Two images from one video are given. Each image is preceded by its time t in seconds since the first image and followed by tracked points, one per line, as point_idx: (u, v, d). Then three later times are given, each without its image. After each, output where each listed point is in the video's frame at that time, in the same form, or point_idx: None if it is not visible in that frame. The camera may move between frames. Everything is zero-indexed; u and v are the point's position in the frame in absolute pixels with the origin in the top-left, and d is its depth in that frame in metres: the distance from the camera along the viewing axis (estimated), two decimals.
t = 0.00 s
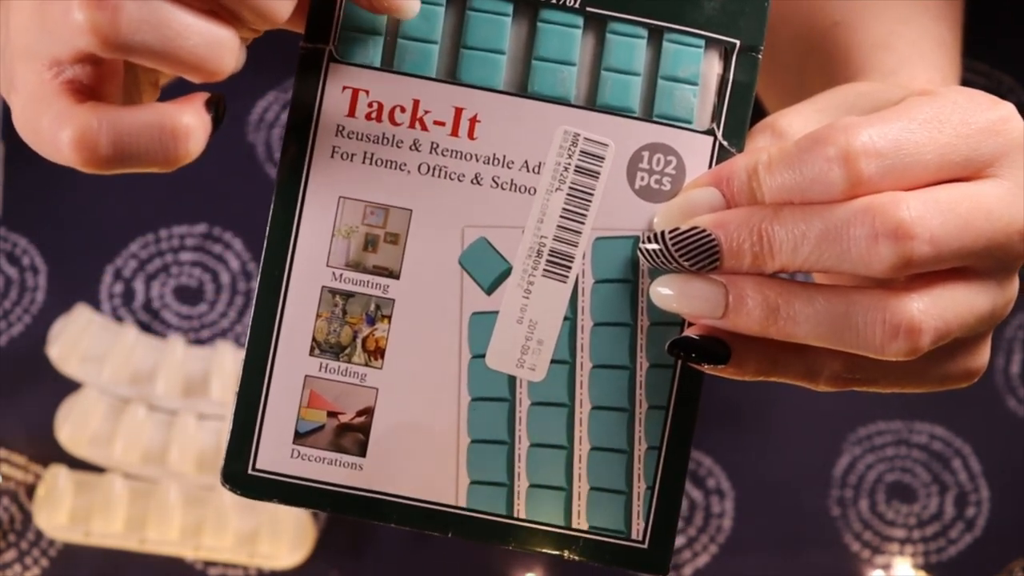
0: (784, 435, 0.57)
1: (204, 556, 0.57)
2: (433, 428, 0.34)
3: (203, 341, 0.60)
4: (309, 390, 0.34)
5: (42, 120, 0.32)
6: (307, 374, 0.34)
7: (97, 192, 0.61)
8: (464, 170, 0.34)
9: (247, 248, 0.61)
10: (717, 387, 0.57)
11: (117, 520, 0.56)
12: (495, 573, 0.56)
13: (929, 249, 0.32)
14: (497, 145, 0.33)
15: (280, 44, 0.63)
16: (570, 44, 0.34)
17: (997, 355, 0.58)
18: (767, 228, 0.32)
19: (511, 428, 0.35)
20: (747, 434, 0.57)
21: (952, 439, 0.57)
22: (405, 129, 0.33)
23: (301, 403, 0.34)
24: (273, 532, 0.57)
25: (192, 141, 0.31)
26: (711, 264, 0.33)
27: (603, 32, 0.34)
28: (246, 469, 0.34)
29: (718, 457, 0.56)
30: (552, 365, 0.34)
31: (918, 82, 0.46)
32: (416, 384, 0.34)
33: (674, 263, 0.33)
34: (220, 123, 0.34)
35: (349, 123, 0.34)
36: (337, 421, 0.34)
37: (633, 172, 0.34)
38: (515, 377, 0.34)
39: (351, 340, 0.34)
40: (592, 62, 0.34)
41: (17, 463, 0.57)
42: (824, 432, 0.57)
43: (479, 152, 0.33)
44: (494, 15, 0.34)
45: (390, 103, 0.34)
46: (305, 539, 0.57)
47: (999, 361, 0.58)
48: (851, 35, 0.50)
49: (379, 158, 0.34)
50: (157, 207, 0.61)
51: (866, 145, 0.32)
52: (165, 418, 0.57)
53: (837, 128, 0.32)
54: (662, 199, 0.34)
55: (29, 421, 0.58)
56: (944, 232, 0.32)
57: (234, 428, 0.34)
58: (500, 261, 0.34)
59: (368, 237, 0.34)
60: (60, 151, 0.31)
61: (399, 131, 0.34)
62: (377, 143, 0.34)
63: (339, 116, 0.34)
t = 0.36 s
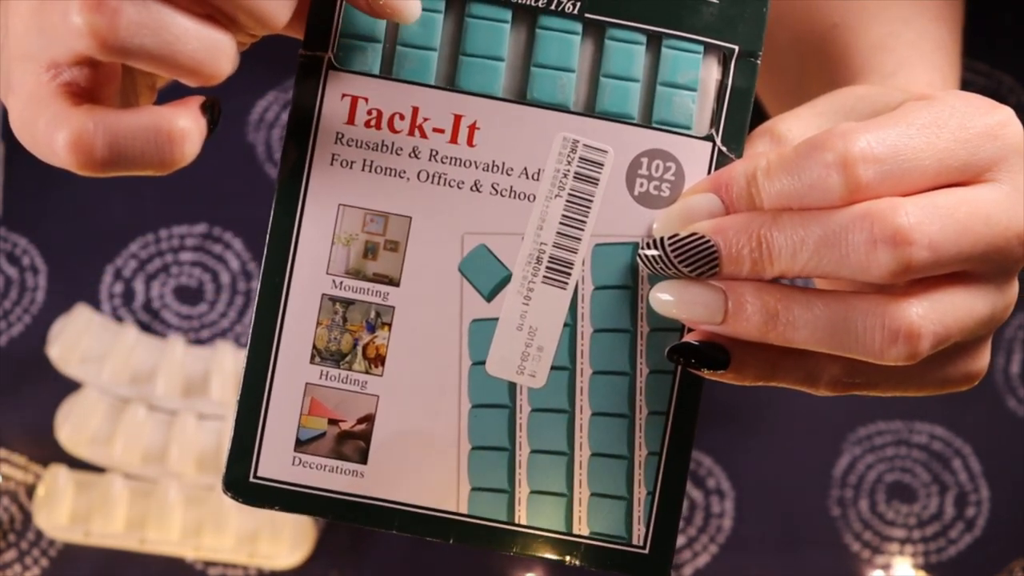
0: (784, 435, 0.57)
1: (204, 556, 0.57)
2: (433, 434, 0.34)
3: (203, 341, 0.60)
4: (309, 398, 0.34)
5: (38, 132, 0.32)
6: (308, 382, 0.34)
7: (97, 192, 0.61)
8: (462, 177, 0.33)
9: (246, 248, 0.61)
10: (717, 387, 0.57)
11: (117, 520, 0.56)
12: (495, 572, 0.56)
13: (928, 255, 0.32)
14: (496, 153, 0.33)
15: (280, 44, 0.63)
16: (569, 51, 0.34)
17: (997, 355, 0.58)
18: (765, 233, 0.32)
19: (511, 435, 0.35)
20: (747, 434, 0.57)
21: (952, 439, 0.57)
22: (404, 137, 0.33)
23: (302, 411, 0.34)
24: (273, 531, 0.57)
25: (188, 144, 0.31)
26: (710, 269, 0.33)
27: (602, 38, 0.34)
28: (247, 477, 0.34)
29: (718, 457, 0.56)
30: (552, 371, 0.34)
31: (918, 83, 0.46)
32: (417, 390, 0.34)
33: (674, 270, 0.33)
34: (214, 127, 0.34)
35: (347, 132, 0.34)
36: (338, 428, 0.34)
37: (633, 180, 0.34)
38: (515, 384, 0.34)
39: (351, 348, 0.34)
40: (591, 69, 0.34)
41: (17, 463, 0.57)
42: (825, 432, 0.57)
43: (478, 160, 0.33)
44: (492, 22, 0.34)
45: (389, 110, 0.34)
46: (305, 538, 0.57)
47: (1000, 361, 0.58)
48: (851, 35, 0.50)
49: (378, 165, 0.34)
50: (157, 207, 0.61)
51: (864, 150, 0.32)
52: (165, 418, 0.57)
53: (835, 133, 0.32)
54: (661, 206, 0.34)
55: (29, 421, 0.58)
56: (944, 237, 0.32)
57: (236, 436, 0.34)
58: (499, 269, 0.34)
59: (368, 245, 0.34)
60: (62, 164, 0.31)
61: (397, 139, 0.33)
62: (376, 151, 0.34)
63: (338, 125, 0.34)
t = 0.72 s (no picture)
0: (785, 436, 0.57)
1: (204, 556, 0.57)
2: (434, 432, 0.34)
3: (203, 341, 0.60)
4: (310, 396, 0.34)
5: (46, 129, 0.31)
6: (308, 381, 0.34)
7: (97, 192, 0.61)
8: (463, 176, 0.33)
9: (247, 248, 0.61)
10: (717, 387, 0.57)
11: (117, 520, 0.56)
12: (495, 572, 0.56)
13: (930, 252, 0.32)
14: (497, 152, 0.33)
15: (280, 45, 0.63)
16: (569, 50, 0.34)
17: (997, 355, 0.58)
18: (766, 231, 0.33)
19: (512, 433, 0.35)
20: (748, 434, 0.57)
21: (953, 439, 0.57)
22: (404, 135, 0.33)
23: (302, 410, 0.34)
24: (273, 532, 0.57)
25: (191, 146, 0.31)
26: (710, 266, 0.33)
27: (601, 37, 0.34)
28: (248, 476, 0.34)
29: (718, 457, 0.56)
30: (554, 369, 0.34)
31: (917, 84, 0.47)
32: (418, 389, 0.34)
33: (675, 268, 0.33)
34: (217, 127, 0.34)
35: (347, 132, 0.34)
36: (339, 428, 0.34)
37: (634, 179, 0.34)
38: (516, 382, 0.34)
39: (352, 347, 0.34)
40: (590, 68, 0.34)
41: (17, 463, 0.57)
42: (825, 432, 0.57)
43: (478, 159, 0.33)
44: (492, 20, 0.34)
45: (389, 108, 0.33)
46: (305, 538, 0.57)
47: (999, 361, 0.58)
48: (851, 36, 0.50)
49: (379, 164, 0.34)
50: (157, 207, 0.61)
51: (865, 148, 0.32)
52: (165, 418, 0.57)
53: (835, 131, 0.32)
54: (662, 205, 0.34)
55: (29, 421, 0.58)
56: (947, 234, 0.32)
57: (236, 434, 0.34)
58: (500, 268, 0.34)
59: (368, 244, 0.34)
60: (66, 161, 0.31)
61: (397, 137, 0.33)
62: (376, 149, 0.34)
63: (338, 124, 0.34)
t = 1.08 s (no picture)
0: (785, 436, 0.57)
1: (203, 556, 0.56)
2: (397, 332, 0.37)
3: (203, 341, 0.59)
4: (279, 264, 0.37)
5: (136, 235, 0.35)
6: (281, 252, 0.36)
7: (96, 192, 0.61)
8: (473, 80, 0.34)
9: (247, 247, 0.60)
10: (717, 387, 0.58)
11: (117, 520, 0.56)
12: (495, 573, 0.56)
13: (918, 243, 0.31)
14: (512, 67, 0.34)
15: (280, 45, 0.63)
16: None
17: (997, 355, 0.58)
18: (763, 189, 0.32)
19: (468, 338, 0.37)
20: (748, 434, 0.57)
21: (953, 439, 0.56)
22: (424, 34, 0.34)
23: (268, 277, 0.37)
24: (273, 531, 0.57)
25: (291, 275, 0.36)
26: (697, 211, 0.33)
27: None
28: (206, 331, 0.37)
29: (718, 457, 0.57)
30: (521, 283, 0.36)
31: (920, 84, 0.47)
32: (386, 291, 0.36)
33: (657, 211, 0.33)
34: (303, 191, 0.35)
35: (371, 20, 0.34)
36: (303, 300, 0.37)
37: (638, 104, 0.34)
38: (483, 288, 0.36)
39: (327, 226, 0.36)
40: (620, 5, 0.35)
41: (17, 463, 0.58)
42: (824, 432, 0.57)
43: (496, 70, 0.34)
44: None
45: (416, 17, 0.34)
46: (305, 538, 0.57)
47: (1000, 361, 0.58)
48: (852, 36, 0.50)
49: (393, 49, 0.34)
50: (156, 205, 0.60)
51: (877, 125, 0.31)
52: (165, 418, 0.57)
53: (851, 105, 0.31)
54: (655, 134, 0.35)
55: (30, 421, 0.58)
56: (941, 228, 0.32)
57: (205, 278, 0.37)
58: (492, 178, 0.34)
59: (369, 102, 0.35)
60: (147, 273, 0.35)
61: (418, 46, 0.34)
62: (393, 44, 0.34)
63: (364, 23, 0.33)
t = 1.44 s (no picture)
0: (785, 436, 0.57)
1: (204, 556, 0.57)
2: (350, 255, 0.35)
3: (203, 341, 0.59)
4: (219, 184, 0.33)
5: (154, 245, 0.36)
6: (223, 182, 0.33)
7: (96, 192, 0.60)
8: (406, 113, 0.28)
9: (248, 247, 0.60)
10: (717, 387, 0.57)
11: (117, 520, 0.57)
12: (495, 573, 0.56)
13: (861, 303, 0.31)
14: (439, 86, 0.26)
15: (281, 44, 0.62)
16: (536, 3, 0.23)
17: (997, 355, 0.56)
18: (710, 228, 0.30)
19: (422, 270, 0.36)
20: (748, 434, 0.57)
21: (954, 440, 0.56)
22: (336, 57, 0.26)
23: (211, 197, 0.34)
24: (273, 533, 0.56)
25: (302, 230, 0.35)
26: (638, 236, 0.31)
27: None
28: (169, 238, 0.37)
29: (719, 457, 0.57)
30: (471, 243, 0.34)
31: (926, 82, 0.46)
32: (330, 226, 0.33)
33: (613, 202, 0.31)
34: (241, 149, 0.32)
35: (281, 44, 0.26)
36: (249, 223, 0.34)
37: (594, 119, 0.27)
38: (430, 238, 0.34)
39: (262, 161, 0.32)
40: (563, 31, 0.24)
41: (17, 463, 0.57)
42: (825, 432, 0.57)
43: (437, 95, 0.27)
44: None
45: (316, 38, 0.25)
46: (306, 538, 0.57)
47: (999, 361, 0.56)
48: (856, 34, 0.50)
49: (327, 71, 0.27)
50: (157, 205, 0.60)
51: (845, 167, 0.29)
52: (165, 417, 0.58)
53: (819, 145, 0.29)
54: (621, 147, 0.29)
55: (29, 422, 0.58)
56: (887, 276, 0.31)
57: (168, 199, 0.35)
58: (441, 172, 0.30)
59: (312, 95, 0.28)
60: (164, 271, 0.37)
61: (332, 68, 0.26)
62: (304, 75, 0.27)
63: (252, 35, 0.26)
